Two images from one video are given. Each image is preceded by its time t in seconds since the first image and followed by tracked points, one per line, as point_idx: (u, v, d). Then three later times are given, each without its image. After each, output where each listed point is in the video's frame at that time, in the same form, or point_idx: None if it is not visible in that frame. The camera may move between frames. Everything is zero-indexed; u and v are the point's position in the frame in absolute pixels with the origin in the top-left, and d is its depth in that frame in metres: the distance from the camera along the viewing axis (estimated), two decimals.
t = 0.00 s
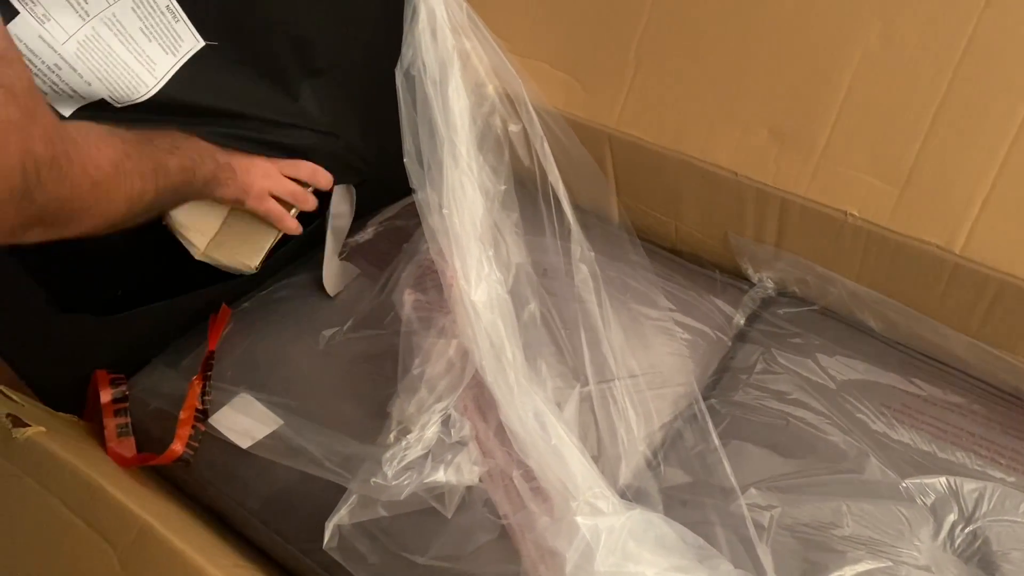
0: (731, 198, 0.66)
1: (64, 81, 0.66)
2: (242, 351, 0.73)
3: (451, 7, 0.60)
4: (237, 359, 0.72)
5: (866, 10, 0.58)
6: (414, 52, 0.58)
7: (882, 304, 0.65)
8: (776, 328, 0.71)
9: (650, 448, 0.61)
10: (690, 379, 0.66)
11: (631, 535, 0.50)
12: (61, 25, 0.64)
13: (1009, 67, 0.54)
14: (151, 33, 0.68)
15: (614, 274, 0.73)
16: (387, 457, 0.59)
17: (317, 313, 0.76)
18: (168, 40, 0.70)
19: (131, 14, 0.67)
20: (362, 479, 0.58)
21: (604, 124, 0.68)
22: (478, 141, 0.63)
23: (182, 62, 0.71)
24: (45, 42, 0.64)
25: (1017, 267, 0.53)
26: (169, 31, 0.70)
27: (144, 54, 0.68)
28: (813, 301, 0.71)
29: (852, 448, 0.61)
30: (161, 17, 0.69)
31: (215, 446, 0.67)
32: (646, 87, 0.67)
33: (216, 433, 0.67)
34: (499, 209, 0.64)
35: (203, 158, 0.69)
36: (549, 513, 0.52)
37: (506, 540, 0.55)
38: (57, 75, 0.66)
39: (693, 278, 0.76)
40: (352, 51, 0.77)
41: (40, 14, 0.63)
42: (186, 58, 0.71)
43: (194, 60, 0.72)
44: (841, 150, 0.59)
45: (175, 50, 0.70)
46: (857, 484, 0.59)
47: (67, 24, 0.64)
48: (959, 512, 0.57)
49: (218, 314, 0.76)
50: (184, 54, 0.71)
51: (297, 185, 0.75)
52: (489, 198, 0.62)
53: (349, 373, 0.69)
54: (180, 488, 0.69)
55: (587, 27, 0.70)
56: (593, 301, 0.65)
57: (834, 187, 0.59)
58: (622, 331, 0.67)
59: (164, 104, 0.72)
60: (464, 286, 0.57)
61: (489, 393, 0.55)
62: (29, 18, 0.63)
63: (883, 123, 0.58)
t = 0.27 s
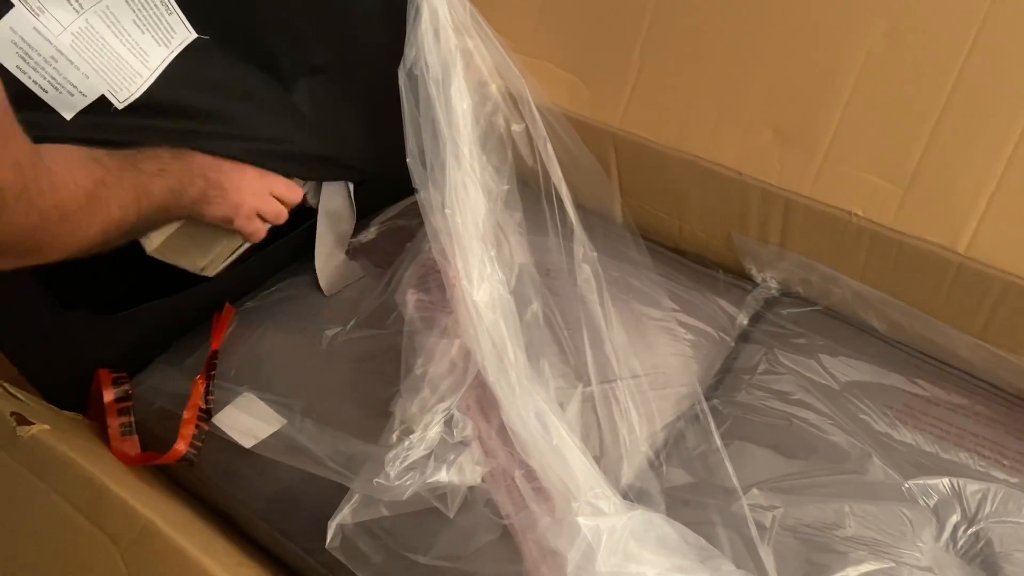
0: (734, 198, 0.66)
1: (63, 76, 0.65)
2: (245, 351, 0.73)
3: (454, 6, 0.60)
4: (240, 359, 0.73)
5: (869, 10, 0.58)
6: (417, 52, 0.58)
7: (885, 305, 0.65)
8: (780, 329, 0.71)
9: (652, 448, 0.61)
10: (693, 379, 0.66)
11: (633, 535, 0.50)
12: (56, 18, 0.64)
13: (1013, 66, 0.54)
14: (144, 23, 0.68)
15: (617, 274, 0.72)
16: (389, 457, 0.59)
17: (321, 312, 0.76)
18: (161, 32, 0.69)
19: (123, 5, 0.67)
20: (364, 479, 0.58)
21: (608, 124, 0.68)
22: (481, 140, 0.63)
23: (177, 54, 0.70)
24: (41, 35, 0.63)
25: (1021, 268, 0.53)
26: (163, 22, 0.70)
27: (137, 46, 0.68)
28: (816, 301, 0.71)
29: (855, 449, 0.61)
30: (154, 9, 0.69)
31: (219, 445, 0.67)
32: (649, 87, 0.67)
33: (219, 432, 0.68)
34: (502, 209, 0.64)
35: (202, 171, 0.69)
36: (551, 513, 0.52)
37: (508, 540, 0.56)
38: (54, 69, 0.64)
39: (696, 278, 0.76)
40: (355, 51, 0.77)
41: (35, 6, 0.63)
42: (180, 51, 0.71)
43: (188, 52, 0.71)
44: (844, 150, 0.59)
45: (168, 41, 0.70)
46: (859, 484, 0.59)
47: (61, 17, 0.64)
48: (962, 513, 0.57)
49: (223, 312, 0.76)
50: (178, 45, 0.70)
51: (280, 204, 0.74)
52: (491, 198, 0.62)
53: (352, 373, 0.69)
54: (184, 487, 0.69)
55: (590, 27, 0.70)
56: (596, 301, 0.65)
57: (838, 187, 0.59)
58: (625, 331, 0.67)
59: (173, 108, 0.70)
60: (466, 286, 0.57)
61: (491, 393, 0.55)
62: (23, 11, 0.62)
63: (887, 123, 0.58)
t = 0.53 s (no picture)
0: (740, 198, 0.66)
1: (66, 76, 0.63)
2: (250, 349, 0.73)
3: (460, 5, 0.60)
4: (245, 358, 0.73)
5: (877, 10, 0.58)
6: (422, 51, 0.58)
7: (891, 305, 0.65)
8: (785, 329, 0.71)
9: (656, 448, 0.61)
10: (697, 379, 0.66)
11: (636, 535, 0.50)
12: (58, 18, 0.62)
13: (1021, 66, 0.53)
14: (147, 24, 0.67)
15: (622, 274, 0.72)
16: (394, 456, 0.59)
17: (326, 311, 0.76)
18: (164, 31, 0.68)
19: (125, 6, 0.66)
20: (368, 479, 0.58)
21: (613, 123, 0.68)
22: (486, 140, 0.63)
23: (179, 54, 0.69)
24: (43, 35, 0.61)
25: None
26: (165, 22, 0.68)
27: (140, 46, 0.66)
28: (822, 301, 0.71)
29: (860, 449, 0.61)
30: (157, 9, 0.68)
31: (224, 444, 0.68)
32: (654, 86, 0.67)
33: (225, 431, 0.68)
34: (507, 209, 0.63)
35: (170, 202, 0.67)
36: (555, 513, 0.52)
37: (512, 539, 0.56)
38: (56, 68, 0.62)
39: (701, 277, 0.75)
40: (360, 51, 0.77)
41: (37, 6, 0.61)
42: (182, 51, 0.69)
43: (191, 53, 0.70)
44: (850, 150, 0.59)
45: (170, 41, 0.68)
46: (864, 485, 0.59)
47: (64, 15, 0.62)
48: (967, 514, 0.57)
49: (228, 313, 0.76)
50: (180, 46, 0.69)
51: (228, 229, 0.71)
52: (496, 197, 0.62)
53: (357, 372, 0.69)
54: (189, 485, 0.69)
55: (596, 26, 0.70)
56: (600, 301, 0.65)
57: (844, 187, 0.59)
58: (630, 331, 0.67)
59: (180, 114, 0.68)
60: (471, 286, 0.57)
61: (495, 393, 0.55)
62: (26, 11, 0.60)
63: (893, 123, 0.58)
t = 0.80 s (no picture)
0: (745, 199, 0.66)
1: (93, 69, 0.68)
2: (256, 349, 0.74)
3: (466, 6, 0.60)
4: (251, 357, 0.73)
5: (883, 12, 0.58)
6: (428, 51, 0.58)
7: (896, 307, 0.65)
8: (791, 330, 0.71)
9: (661, 448, 0.61)
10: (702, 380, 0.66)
11: (641, 534, 0.50)
12: (67, 11, 0.66)
13: None
14: (153, 18, 0.71)
15: (628, 274, 0.72)
16: (399, 455, 0.59)
17: (332, 311, 0.76)
18: (168, 24, 0.71)
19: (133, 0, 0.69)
20: (374, 477, 0.59)
21: (619, 124, 0.69)
22: (492, 141, 0.63)
23: (179, 44, 0.73)
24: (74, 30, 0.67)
25: None
26: (171, 16, 0.71)
27: (142, 38, 0.70)
28: (827, 303, 0.71)
29: (865, 450, 0.61)
30: (164, 4, 0.71)
31: (230, 442, 0.68)
32: (660, 87, 0.67)
33: (231, 429, 0.68)
34: (512, 209, 0.64)
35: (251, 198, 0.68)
36: (560, 512, 0.52)
37: (517, 538, 0.56)
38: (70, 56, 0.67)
39: (707, 278, 0.76)
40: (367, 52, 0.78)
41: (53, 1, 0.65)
42: (184, 42, 0.73)
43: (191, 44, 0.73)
44: (856, 151, 0.59)
45: (174, 32, 0.72)
46: (869, 486, 0.59)
47: (72, 10, 0.66)
48: (973, 516, 0.57)
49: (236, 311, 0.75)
50: (183, 37, 0.72)
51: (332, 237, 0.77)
52: (502, 197, 0.62)
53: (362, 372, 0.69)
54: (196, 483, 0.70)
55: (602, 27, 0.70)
56: (605, 301, 0.65)
57: (850, 189, 0.59)
58: (635, 331, 0.67)
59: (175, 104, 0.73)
60: (476, 286, 0.57)
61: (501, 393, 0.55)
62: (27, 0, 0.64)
63: (900, 124, 0.57)
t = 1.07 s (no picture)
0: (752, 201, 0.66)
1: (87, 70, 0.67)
2: (263, 350, 0.74)
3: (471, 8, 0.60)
4: (258, 358, 0.74)
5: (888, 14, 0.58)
6: (434, 54, 0.58)
7: (903, 309, 0.65)
8: (797, 332, 0.71)
9: (667, 450, 0.61)
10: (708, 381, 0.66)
11: (647, 536, 0.50)
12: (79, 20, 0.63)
13: None
14: (168, 25, 0.67)
15: (634, 275, 0.72)
16: (405, 456, 0.59)
17: (339, 311, 0.77)
18: (184, 31, 0.68)
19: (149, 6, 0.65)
20: (380, 478, 0.59)
21: (625, 126, 0.69)
22: (498, 142, 0.63)
23: (192, 50, 0.70)
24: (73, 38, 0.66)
25: None
26: (186, 23, 0.68)
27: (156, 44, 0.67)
28: (834, 305, 0.71)
29: (870, 453, 0.61)
30: (180, 12, 0.67)
31: (236, 442, 0.68)
32: (665, 90, 0.67)
33: (237, 429, 0.69)
34: (518, 211, 0.64)
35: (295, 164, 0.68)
36: (565, 512, 0.52)
37: (522, 538, 0.56)
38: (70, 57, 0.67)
39: (713, 280, 0.76)
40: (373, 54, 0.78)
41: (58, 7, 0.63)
42: (197, 47, 0.70)
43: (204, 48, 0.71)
44: (862, 154, 0.59)
45: (188, 39, 0.69)
46: (875, 489, 0.58)
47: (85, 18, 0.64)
48: (979, 519, 0.56)
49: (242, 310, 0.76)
50: (196, 44, 0.70)
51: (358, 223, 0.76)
52: (508, 199, 0.62)
53: (368, 372, 0.70)
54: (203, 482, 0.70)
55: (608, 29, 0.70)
56: (610, 302, 0.64)
57: (856, 191, 0.59)
58: (640, 332, 0.67)
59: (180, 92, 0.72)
60: (482, 286, 0.57)
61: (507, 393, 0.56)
62: None
63: (905, 127, 0.57)
